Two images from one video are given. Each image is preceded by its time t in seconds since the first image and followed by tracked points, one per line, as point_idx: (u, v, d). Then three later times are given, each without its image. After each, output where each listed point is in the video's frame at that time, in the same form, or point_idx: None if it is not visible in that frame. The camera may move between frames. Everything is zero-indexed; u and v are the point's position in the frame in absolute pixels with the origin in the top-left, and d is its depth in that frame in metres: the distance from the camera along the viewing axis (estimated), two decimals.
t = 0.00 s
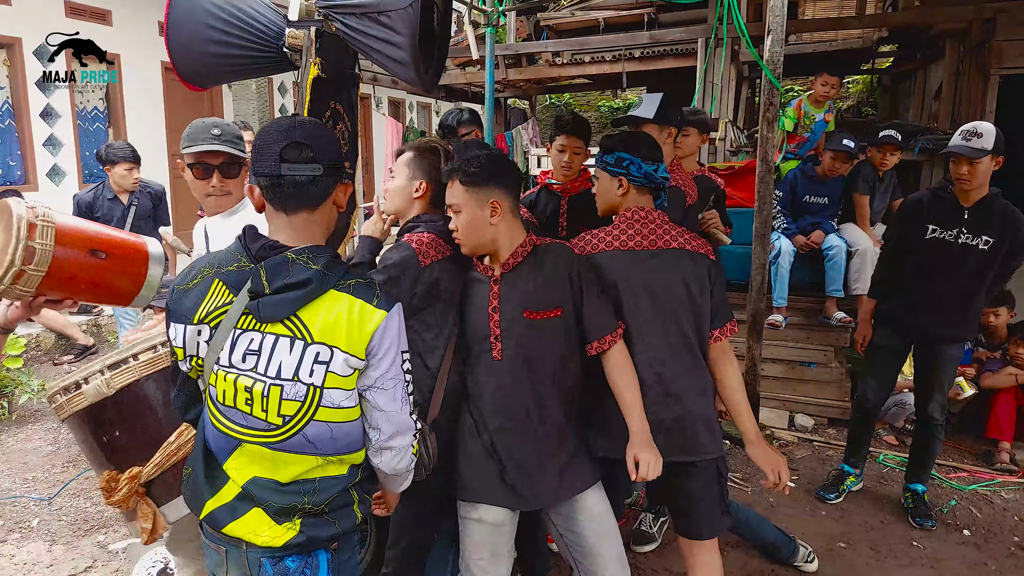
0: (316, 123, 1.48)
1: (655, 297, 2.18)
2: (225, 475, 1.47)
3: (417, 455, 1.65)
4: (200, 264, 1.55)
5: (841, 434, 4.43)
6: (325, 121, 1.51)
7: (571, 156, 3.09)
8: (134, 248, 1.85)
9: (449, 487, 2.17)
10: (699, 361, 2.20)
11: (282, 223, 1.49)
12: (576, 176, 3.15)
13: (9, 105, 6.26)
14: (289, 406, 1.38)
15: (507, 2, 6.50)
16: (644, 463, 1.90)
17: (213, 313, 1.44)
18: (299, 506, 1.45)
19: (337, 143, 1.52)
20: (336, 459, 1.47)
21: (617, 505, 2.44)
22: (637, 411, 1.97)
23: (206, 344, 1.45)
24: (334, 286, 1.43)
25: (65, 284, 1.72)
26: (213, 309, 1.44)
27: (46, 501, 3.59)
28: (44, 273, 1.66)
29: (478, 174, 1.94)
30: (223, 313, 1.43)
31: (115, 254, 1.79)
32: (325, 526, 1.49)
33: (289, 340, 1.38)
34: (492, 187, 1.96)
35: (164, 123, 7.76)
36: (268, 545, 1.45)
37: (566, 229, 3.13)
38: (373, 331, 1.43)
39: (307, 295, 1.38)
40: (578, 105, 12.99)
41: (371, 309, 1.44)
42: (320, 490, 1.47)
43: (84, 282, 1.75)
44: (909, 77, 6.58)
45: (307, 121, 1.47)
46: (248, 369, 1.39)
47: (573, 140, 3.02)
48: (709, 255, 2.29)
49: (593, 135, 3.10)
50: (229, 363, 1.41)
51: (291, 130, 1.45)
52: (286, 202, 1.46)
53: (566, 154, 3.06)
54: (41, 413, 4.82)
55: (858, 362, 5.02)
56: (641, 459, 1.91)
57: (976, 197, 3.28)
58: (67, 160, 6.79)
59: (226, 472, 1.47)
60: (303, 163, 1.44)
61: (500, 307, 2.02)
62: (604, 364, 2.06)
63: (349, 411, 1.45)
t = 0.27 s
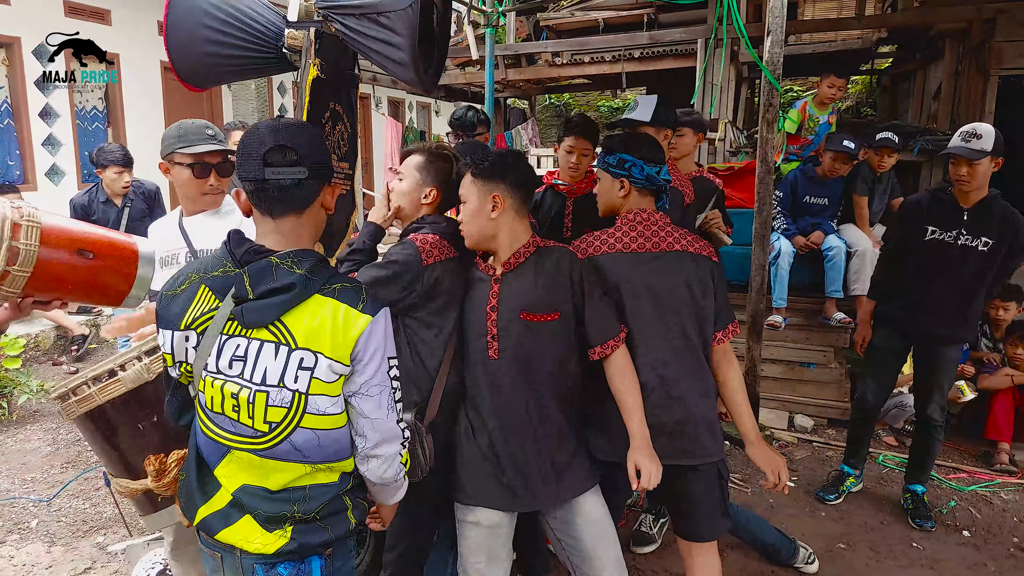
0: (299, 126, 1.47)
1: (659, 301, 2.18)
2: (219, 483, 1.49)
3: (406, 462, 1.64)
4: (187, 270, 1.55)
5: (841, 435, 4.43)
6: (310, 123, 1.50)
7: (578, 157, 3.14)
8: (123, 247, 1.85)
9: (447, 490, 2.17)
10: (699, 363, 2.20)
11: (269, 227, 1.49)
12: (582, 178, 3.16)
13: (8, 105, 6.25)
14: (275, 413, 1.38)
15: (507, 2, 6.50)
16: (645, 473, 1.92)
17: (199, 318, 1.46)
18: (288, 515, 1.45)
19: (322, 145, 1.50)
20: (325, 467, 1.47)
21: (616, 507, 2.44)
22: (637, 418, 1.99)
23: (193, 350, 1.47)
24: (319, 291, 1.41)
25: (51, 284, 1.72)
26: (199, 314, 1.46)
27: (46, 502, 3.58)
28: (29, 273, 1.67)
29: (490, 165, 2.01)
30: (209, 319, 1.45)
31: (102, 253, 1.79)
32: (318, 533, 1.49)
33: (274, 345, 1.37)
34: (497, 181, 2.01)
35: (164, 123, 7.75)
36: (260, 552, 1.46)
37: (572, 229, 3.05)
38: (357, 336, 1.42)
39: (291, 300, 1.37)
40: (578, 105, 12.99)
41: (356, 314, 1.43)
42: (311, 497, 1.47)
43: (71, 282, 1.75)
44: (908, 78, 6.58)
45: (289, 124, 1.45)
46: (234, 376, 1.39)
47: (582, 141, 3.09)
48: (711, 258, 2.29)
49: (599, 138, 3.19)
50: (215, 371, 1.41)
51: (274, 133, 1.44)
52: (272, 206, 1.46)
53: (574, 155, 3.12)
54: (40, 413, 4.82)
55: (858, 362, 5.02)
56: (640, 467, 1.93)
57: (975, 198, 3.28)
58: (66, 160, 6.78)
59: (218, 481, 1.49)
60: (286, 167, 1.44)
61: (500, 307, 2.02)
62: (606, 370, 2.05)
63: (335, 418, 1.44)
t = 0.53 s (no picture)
0: (289, 131, 1.46)
1: (658, 301, 2.17)
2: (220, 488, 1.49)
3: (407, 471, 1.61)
4: (181, 274, 1.58)
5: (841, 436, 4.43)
6: (302, 128, 1.48)
7: (586, 160, 3.16)
8: (115, 251, 1.98)
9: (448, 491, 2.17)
10: (701, 365, 2.20)
11: (260, 233, 1.48)
12: (589, 179, 3.17)
13: (10, 105, 6.25)
14: (268, 418, 1.39)
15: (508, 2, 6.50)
16: (644, 481, 1.92)
17: (193, 323, 1.46)
18: (287, 517, 1.46)
19: (313, 150, 1.48)
20: (321, 471, 1.47)
21: (617, 509, 2.44)
22: (638, 425, 1.98)
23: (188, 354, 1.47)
24: (308, 297, 1.42)
25: (43, 283, 1.83)
26: (193, 319, 1.47)
27: (47, 501, 3.59)
28: (21, 272, 1.77)
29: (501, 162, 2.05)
30: (202, 323, 1.45)
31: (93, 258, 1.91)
32: (319, 535, 1.49)
33: (264, 350, 1.39)
34: (502, 178, 2.03)
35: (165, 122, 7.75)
36: (263, 556, 1.45)
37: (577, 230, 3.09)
38: (345, 343, 1.41)
39: (279, 306, 1.38)
40: (579, 105, 12.99)
41: (344, 320, 1.42)
42: (309, 501, 1.47)
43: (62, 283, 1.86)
44: (910, 79, 6.57)
45: (277, 130, 1.44)
46: (227, 381, 1.41)
47: (590, 143, 3.12)
48: (713, 260, 2.29)
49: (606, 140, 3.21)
50: (209, 374, 1.43)
51: (263, 138, 1.43)
52: (263, 212, 1.46)
53: (582, 157, 3.14)
54: (42, 414, 4.82)
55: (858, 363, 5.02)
56: (641, 476, 1.93)
57: (976, 201, 3.27)
58: (67, 160, 6.78)
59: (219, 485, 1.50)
60: (273, 173, 1.43)
61: (498, 311, 2.02)
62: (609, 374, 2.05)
63: (328, 422, 1.44)
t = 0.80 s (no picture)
0: (282, 130, 1.47)
1: (660, 296, 2.19)
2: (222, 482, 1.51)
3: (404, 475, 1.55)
4: (184, 268, 1.62)
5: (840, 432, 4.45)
6: (298, 127, 1.49)
7: (591, 159, 3.17)
8: (112, 240, 1.88)
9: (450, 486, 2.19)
10: (701, 361, 2.22)
11: (257, 229, 1.51)
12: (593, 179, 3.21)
13: (8, 104, 6.24)
14: (259, 412, 1.41)
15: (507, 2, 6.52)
16: (651, 469, 1.95)
17: (191, 315, 1.50)
18: (284, 511, 1.46)
19: (304, 148, 1.47)
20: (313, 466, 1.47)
21: (619, 504, 2.45)
22: (643, 418, 2.00)
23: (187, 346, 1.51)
24: (295, 292, 1.42)
25: (42, 276, 1.73)
26: (191, 311, 1.50)
27: (48, 500, 3.59)
28: (18, 265, 1.66)
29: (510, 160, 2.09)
30: (199, 316, 1.48)
31: (92, 246, 1.81)
32: (318, 529, 1.49)
33: (252, 344, 1.40)
34: (509, 173, 2.06)
35: (163, 122, 7.75)
36: (262, 549, 1.46)
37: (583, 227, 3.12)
38: (326, 337, 1.40)
39: (266, 301, 1.39)
40: (577, 104, 13.02)
41: (327, 316, 1.41)
42: (306, 494, 1.48)
43: (59, 273, 1.76)
44: (907, 78, 6.60)
45: (270, 129, 1.46)
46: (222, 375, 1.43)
47: (595, 143, 3.11)
48: (715, 257, 2.31)
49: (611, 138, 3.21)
50: (207, 368, 1.45)
51: (258, 137, 1.45)
52: (257, 208, 1.48)
53: (587, 156, 3.15)
54: (42, 413, 4.82)
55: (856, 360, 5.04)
56: (647, 466, 1.95)
57: (974, 198, 3.30)
58: (66, 159, 6.77)
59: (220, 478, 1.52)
60: (260, 170, 1.44)
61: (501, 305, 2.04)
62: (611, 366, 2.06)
63: (316, 417, 1.44)
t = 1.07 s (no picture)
0: (262, 130, 1.49)
1: (657, 293, 2.22)
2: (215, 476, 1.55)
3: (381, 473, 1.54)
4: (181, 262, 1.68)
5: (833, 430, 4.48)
6: (280, 127, 1.50)
7: (588, 158, 3.20)
8: (119, 232, 1.88)
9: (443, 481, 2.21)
10: (694, 357, 2.24)
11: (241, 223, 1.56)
12: (590, 176, 3.21)
13: (7, 103, 6.26)
14: (242, 403, 1.45)
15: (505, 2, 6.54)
16: (644, 467, 1.97)
17: (183, 307, 1.56)
18: (274, 503, 1.49)
19: (277, 148, 1.47)
20: (295, 459, 1.49)
21: (611, 499, 2.48)
22: (638, 413, 2.03)
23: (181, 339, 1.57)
24: (274, 286, 1.44)
25: (56, 269, 1.73)
26: (184, 304, 1.56)
27: (45, 496, 3.61)
28: (37, 257, 1.67)
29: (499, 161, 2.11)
30: (190, 308, 1.54)
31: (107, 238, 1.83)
32: (307, 522, 1.51)
33: (235, 337, 1.44)
34: (506, 171, 2.10)
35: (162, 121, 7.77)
36: (252, 541, 1.49)
37: (580, 225, 3.17)
38: (301, 332, 1.41)
39: (244, 294, 1.42)
40: (575, 104, 13.05)
41: (303, 310, 1.42)
42: (294, 487, 1.50)
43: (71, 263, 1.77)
44: (903, 78, 6.63)
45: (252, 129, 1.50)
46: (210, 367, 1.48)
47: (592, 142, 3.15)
48: (709, 254, 2.33)
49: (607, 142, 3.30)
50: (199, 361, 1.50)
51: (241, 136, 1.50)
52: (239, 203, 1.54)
53: (585, 155, 3.18)
54: (40, 410, 4.84)
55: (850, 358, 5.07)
56: (642, 462, 1.98)
57: (964, 197, 3.31)
58: (64, 158, 6.79)
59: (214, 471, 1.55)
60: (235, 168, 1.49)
61: (497, 301, 2.07)
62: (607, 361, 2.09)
63: (294, 411, 1.46)
